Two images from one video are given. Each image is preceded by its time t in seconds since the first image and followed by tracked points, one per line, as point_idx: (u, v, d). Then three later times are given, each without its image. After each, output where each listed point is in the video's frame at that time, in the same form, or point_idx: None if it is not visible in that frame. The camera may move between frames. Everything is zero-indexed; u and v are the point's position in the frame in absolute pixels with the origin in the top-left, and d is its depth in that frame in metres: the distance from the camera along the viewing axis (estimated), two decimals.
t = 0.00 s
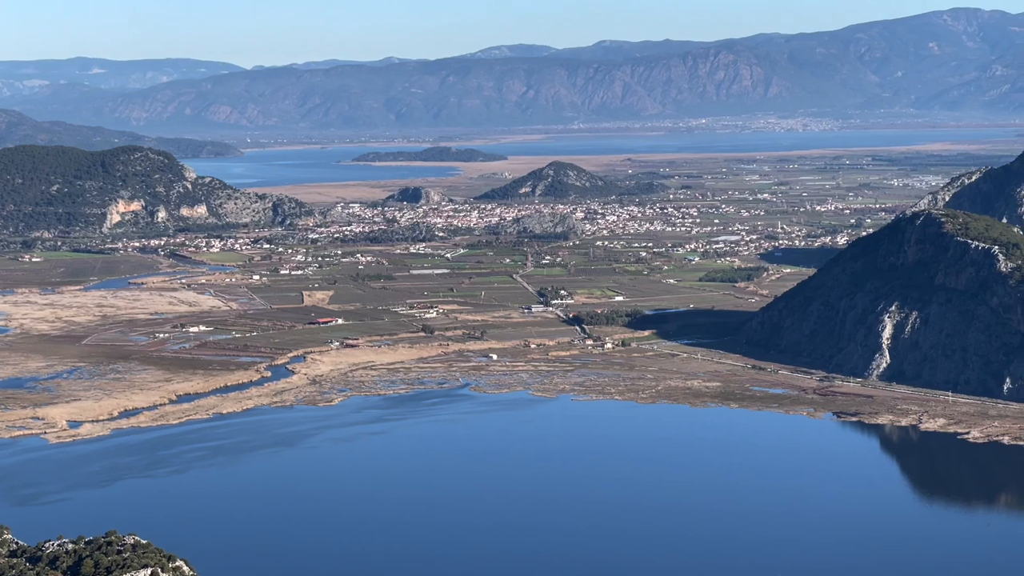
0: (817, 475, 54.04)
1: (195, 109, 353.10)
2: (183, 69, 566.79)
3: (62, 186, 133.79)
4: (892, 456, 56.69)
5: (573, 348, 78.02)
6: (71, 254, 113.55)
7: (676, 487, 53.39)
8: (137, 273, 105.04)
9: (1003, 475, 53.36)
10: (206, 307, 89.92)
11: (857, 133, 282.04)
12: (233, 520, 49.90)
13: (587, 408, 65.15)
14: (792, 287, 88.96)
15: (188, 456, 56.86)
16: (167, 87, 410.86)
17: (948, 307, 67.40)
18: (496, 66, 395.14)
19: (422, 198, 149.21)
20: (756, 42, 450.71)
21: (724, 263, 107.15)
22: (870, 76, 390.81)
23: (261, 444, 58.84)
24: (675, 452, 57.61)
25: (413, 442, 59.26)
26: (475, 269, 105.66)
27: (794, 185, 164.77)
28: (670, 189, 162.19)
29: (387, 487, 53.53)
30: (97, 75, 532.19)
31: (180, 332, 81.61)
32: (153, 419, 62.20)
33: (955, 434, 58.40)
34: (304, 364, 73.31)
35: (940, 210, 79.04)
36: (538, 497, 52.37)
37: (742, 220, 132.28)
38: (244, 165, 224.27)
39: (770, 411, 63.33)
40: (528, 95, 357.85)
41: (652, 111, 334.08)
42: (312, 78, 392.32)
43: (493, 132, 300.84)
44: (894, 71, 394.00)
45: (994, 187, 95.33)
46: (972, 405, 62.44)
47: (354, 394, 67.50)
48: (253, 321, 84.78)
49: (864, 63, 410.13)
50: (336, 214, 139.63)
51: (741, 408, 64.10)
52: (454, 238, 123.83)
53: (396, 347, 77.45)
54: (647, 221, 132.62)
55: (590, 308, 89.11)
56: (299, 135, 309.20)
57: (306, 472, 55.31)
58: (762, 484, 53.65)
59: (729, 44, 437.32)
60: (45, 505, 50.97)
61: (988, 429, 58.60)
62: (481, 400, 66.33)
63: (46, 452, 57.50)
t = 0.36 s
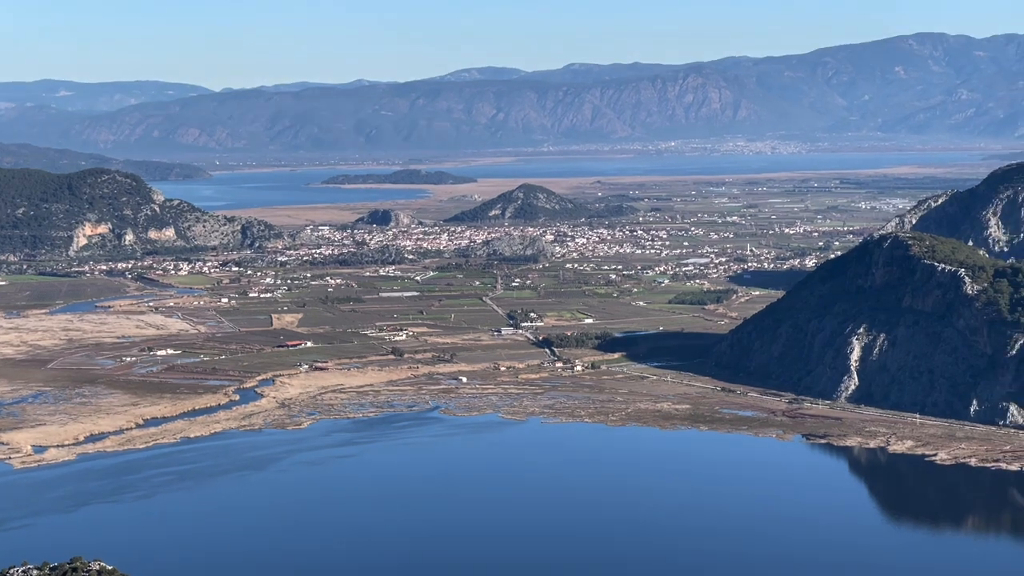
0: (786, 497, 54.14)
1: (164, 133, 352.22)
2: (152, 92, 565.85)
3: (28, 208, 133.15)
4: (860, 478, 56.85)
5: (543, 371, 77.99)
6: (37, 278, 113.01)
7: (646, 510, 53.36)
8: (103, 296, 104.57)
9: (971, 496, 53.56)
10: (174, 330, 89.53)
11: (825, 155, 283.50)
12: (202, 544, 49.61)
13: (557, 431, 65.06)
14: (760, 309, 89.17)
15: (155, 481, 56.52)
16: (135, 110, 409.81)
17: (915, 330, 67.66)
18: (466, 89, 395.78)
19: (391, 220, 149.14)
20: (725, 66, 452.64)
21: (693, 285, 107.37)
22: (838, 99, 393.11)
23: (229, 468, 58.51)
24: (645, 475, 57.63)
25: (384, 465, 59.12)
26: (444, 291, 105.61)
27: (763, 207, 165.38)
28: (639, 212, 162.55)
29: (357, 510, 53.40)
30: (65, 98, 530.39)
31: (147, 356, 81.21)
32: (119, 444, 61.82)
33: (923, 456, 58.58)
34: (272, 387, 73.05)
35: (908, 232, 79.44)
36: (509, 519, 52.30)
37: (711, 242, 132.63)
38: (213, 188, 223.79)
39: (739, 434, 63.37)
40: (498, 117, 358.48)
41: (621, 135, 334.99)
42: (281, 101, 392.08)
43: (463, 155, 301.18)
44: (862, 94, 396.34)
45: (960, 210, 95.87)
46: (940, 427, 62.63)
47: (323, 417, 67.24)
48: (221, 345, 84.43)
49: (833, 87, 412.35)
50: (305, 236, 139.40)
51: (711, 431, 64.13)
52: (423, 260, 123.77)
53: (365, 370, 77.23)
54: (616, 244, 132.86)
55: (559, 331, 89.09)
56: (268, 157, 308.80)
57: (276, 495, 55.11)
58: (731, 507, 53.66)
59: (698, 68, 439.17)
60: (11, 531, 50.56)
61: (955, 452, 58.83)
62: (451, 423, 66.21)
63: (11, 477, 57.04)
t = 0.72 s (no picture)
0: (752, 518, 54.24)
1: (130, 153, 351.06)
2: (119, 112, 564.81)
3: None
4: (827, 498, 56.98)
5: (511, 392, 77.86)
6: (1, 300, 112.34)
7: (616, 530, 53.37)
8: (69, 317, 103.99)
9: (937, 517, 53.73)
10: (140, 352, 89.06)
11: (792, 177, 285.01)
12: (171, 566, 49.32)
13: (525, 451, 64.95)
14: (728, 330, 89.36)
15: (120, 504, 56.13)
16: (102, 131, 408.55)
17: (882, 350, 67.90)
18: (435, 109, 396.20)
19: (359, 241, 149.02)
20: (692, 88, 454.25)
21: (661, 306, 107.58)
22: (805, 120, 394.95)
23: (195, 490, 58.16)
24: (614, 495, 57.67)
25: (353, 486, 58.94)
26: (412, 312, 105.43)
27: (731, 228, 166.02)
28: (608, 233, 162.82)
29: (327, 532, 53.17)
30: (30, 118, 527.81)
31: (113, 377, 80.71)
32: (84, 466, 61.42)
33: (890, 476, 58.75)
34: (239, 409, 72.68)
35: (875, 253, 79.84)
36: (479, 540, 52.17)
37: (679, 263, 132.98)
38: (180, 208, 223.09)
39: (707, 454, 63.41)
40: (466, 138, 359.00)
41: (590, 156, 335.81)
42: (249, 121, 391.55)
43: (432, 176, 301.34)
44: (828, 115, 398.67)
45: (926, 231, 96.34)
46: (907, 447, 62.82)
47: (290, 439, 66.94)
48: (188, 366, 84.01)
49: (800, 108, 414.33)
50: (273, 257, 139.09)
51: (679, 451, 64.14)
52: (391, 281, 123.65)
53: (333, 391, 76.94)
54: (584, 264, 133.00)
55: (527, 352, 89.04)
56: (236, 178, 308.16)
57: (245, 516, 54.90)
58: (700, 526, 53.74)
59: (666, 89, 440.75)
60: None
61: (923, 472, 59.04)
62: (419, 444, 66.03)
63: None
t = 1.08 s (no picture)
0: (719, 538, 54.22)
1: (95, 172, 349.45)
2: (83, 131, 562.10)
3: None
4: (794, 518, 57.05)
5: (477, 412, 77.70)
6: None
7: (585, 551, 53.21)
8: (32, 338, 103.25)
9: (902, 536, 53.86)
10: (103, 372, 88.50)
11: (757, 198, 286.09)
12: None
13: (491, 472, 64.81)
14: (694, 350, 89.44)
15: (84, 525, 55.67)
16: (66, 150, 406.41)
17: (848, 371, 68.12)
18: (401, 129, 396.20)
19: (325, 261, 148.62)
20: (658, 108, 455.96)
21: (627, 327, 107.71)
22: (771, 141, 396.87)
23: (160, 511, 57.76)
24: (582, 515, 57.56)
25: (320, 507, 58.65)
26: (378, 332, 105.24)
27: (697, 249, 166.42)
28: (573, 253, 163.08)
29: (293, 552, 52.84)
30: None
31: (76, 398, 80.15)
32: (48, 487, 60.93)
33: (855, 497, 58.85)
34: (204, 429, 72.28)
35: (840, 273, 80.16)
36: (448, 560, 51.93)
37: (645, 283, 133.23)
38: (145, 228, 222.06)
39: (673, 475, 63.42)
40: (432, 158, 359.00)
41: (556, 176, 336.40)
42: (214, 141, 390.47)
43: (398, 196, 301.14)
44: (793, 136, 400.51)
45: (891, 252, 96.74)
46: (872, 468, 62.97)
47: (255, 459, 66.63)
48: (152, 387, 83.52)
49: (765, 129, 416.33)
50: (238, 277, 138.54)
51: (645, 472, 64.13)
52: (357, 301, 123.42)
53: (298, 412, 76.60)
54: (550, 285, 133.11)
55: (493, 372, 88.91)
56: (201, 198, 307.14)
57: (211, 538, 54.45)
58: (669, 547, 53.65)
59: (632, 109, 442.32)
60: None
61: (887, 492, 59.22)
62: (386, 464, 65.83)
63: None
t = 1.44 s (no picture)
0: (685, 553, 54.26)
1: (58, 187, 347.67)
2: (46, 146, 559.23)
3: None
4: (759, 533, 57.13)
5: (443, 428, 77.56)
6: None
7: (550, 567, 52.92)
8: None
9: (867, 552, 53.98)
10: (67, 387, 87.94)
11: (722, 213, 287.12)
12: None
13: (457, 487, 64.72)
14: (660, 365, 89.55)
15: (47, 541, 55.31)
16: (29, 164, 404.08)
17: (813, 387, 68.36)
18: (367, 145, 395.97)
19: (291, 276, 148.19)
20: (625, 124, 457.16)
21: (593, 342, 107.82)
22: (736, 156, 398.36)
23: (124, 527, 57.44)
24: (548, 531, 57.38)
25: (284, 522, 58.36)
26: (344, 348, 104.98)
27: (662, 264, 166.81)
28: (539, 268, 163.16)
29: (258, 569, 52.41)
30: None
31: (40, 414, 79.62)
32: (11, 503, 60.52)
33: (820, 512, 59.02)
34: (168, 445, 71.91)
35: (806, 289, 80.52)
36: None
37: (611, 298, 133.40)
38: (108, 243, 220.91)
39: (638, 490, 63.47)
40: (398, 173, 358.86)
41: (522, 192, 336.82)
42: (179, 155, 389.23)
43: (364, 212, 300.83)
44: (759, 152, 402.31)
45: (856, 268, 97.26)
46: (836, 483, 63.18)
47: (220, 474, 66.35)
48: (116, 402, 83.05)
49: (730, 144, 417.93)
50: (203, 291, 138.04)
51: (610, 487, 64.15)
52: (323, 316, 123.12)
53: (263, 428, 76.31)
54: (516, 300, 133.11)
55: (459, 387, 88.78)
56: (165, 212, 305.88)
57: (175, 555, 53.99)
58: (635, 563, 53.42)
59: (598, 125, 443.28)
60: None
61: (852, 507, 59.38)
62: (351, 479, 65.61)
63: None
